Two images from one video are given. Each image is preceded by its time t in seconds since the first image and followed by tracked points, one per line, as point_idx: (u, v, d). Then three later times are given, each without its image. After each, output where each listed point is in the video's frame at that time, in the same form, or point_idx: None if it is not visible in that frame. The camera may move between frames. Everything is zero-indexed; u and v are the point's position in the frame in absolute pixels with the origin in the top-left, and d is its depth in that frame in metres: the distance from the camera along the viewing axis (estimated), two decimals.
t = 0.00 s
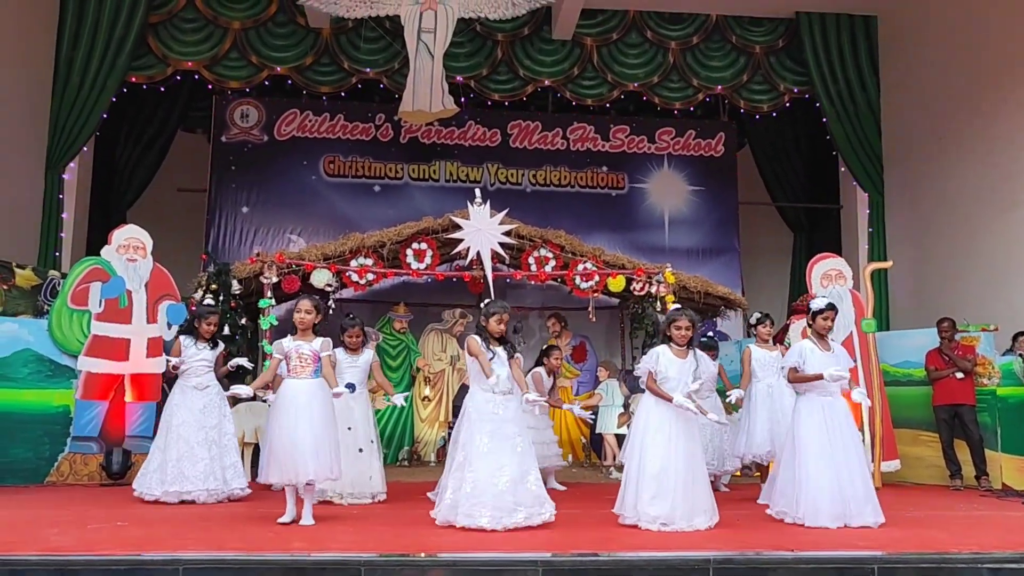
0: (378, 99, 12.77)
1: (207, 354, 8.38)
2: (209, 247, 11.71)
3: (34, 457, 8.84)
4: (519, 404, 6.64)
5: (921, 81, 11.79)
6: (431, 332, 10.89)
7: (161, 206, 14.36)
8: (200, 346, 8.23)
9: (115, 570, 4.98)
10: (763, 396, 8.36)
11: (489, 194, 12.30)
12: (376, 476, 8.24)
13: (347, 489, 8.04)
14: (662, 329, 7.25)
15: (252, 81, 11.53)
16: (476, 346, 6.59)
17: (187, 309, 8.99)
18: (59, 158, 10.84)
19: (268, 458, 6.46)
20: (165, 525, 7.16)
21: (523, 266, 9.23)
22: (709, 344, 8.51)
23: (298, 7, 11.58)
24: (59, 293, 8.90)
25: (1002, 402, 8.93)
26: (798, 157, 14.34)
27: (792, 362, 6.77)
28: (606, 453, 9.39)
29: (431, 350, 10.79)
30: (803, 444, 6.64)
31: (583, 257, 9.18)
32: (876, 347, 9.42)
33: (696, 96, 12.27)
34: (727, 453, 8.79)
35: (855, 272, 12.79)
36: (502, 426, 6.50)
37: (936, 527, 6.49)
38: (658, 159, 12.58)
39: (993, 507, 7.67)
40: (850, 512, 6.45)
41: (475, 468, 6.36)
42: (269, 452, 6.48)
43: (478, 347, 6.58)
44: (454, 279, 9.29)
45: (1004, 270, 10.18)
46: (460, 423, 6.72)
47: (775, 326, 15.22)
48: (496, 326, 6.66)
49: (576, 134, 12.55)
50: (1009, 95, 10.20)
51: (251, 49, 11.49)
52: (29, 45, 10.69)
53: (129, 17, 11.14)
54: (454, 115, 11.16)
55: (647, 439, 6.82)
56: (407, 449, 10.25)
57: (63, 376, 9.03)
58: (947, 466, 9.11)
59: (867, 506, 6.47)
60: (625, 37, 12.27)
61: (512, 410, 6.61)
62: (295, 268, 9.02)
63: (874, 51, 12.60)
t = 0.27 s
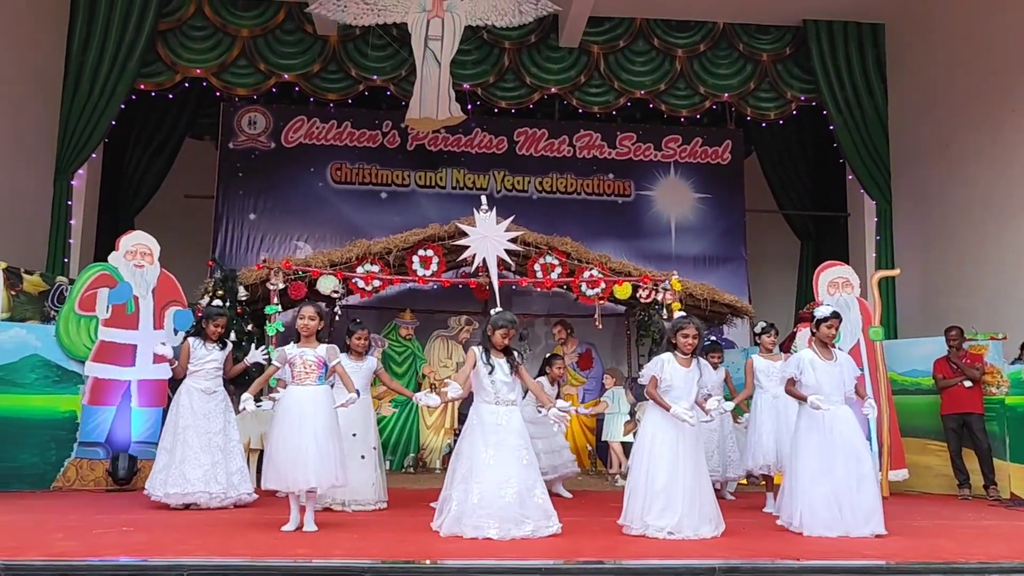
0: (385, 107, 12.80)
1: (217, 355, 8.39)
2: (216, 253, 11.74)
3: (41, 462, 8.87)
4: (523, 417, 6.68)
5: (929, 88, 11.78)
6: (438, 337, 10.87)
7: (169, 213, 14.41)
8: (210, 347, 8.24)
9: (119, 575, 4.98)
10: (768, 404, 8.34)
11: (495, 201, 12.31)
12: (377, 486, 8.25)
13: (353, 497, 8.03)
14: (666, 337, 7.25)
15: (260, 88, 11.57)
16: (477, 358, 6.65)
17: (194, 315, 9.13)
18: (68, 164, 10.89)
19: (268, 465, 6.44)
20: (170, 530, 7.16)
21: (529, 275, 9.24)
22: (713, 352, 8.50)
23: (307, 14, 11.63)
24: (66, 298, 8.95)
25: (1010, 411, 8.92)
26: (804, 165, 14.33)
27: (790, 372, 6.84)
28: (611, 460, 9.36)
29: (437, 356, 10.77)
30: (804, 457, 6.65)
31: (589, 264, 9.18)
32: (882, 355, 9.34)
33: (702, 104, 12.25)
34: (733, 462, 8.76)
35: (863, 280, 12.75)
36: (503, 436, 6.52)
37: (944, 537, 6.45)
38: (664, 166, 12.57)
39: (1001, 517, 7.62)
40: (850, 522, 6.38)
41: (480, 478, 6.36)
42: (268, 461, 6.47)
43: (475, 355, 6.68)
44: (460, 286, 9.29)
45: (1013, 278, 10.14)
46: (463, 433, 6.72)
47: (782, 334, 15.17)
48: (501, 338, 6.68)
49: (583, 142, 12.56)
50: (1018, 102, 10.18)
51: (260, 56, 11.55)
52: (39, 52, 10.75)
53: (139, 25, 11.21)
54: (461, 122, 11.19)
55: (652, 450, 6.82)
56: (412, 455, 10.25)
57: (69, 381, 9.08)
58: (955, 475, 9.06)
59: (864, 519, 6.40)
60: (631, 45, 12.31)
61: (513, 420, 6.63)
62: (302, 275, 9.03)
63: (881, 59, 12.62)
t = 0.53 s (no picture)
0: (384, 112, 12.82)
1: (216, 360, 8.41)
2: (215, 258, 11.73)
3: (39, 467, 8.83)
4: (521, 427, 6.62)
5: (928, 93, 11.79)
6: (436, 343, 10.84)
7: (168, 217, 14.41)
8: (208, 352, 8.25)
9: None
10: (765, 407, 8.35)
11: (495, 206, 12.30)
12: (372, 495, 8.24)
13: (352, 505, 7.99)
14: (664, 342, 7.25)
15: (260, 93, 11.58)
16: (473, 364, 6.65)
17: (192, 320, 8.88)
18: (68, 169, 10.91)
19: (265, 470, 6.46)
20: (168, 536, 7.15)
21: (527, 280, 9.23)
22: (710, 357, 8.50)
23: (306, 20, 11.66)
24: (65, 303, 8.94)
25: (1010, 416, 8.92)
26: (804, 170, 14.34)
27: (787, 375, 6.81)
28: (611, 465, 9.34)
29: (436, 362, 10.75)
30: (803, 463, 6.62)
31: (588, 269, 9.17)
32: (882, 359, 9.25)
33: (701, 108, 12.21)
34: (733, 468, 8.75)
35: (862, 284, 12.74)
36: (499, 443, 6.47)
37: (943, 542, 6.43)
38: (664, 171, 12.58)
39: (1001, 522, 7.61)
40: (849, 529, 6.39)
41: (476, 487, 6.32)
42: (266, 466, 6.51)
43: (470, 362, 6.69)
44: (459, 290, 9.28)
45: (1012, 282, 10.13)
46: (460, 439, 6.71)
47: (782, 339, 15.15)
48: (499, 344, 6.70)
49: (582, 147, 12.56)
50: (1017, 107, 10.19)
51: (259, 61, 11.57)
52: (39, 57, 10.77)
53: (138, 30, 11.24)
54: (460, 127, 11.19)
55: (650, 456, 6.81)
56: (411, 461, 10.23)
57: (68, 386, 9.04)
58: (955, 480, 9.04)
59: (866, 522, 6.39)
60: (631, 50, 12.32)
61: (511, 428, 6.59)
62: (300, 280, 9.00)
63: (880, 64, 12.64)
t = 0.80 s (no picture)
0: (380, 112, 12.81)
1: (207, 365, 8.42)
2: (210, 259, 11.71)
3: (33, 469, 8.84)
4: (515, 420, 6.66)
5: (922, 93, 11.81)
6: (432, 344, 10.80)
7: (163, 219, 14.38)
8: (200, 358, 8.22)
9: None
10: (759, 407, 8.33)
11: (490, 206, 12.30)
12: (369, 491, 8.25)
13: (350, 502, 8.00)
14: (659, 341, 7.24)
15: (254, 94, 11.56)
16: (469, 362, 6.64)
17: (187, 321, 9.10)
18: (61, 171, 10.88)
19: (257, 472, 6.46)
20: (163, 537, 7.14)
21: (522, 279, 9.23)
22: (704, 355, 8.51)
23: (301, 20, 11.65)
24: (59, 305, 8.87)
25: (1004, 415, 8.91)
26: (798, 169, 14.36)
27: (787, 371, 6.76)
28: (607, 465, 9.35)
29: (431, 363, 10.71)
30: (800, 462, 6.61)
31: (583, 269, 9.17)
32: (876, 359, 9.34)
33: (696, 108, 12.27)
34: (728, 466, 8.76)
35: (857, 284, 12.76)
36: (495, 439, 6.48)
37: (937, 540, 6.44)
38: (658, 171, 12.58)
39: (995, 520, 7.62)
40: (850, 527, 6.43)
41: (472, 482, 6.34)
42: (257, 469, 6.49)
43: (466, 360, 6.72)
44: (454, 291, 9.27)
45: (1006, 281, 10.14)
46: (455, 437, 6.72)
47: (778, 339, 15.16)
48: (496, 341, 6.62)
49: (577, 147, 12.56)
50: (1009, 106, 10.21)
51: (254, 62, 11.55)
52: (32, 58, 10.75)
53: (132, 31, 11.22)
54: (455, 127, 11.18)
55: (645, 454, 6.82)
56: (407, 461, 10.21)
57: (62, 388, 9.05)
58: (949, 478, 9.06)
59: (866, 518, 6.43)
60: (625, 50, 12.32)
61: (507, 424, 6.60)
62: (295, 280, 9.03)
63: (874, 64, 12.68)
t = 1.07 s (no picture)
0: (376, 108, 12.80)
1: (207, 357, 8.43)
2: (205, 256, 11.69)
3: (30, 467, 8.84)
4: (513, 413, 6.70)
5: (918, 88, 11.82)
6: (428, 340, 10.76)
7: (159, 216, 14.35)
8: (197, 349, 8.24)
9: None
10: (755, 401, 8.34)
11: (486, 202, 12.28)
12: (365, 489, 8.23)
13: (352, 498, 8.03)
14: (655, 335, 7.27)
15: (250, 90, 11.54)
16: (469, 353, 6.65)
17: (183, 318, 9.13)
18: (56, 169, 10.91)
19: (258, 469, 6.42)
20: (160, 534, 7.14)
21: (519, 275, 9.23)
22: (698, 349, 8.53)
23: (296, 16, 11.62)
24: (54, 302, 8.87)
25: (999, 408, 8.95)
26: (795, 165, 14.37)
27: (793, 367, 6.78)
28: (603, 461, 9.35)
29: (428, 359, 10.67)
30: (798, 452, 6.69)
31: (579, 265, 9.17)
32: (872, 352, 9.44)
33: (692, 103, 12.29)
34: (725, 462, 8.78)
35: (853, 279, 12.78)
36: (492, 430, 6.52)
37: (933, 534, 6.47)
38: (655, 167, 12.58)
39: (991, 514, 7.65)
40: (848, 518, 6.45)
41: (469, 474, 6.39)
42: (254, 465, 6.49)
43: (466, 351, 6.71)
44: (450, 286, 9.24)
45: (1002, 275, 10.16)
46: (453, 431, 6.74)
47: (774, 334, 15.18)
48: (493, 330, 6.66)
49: (573, 143, 12.55)
50: (1005, 100, 10.22)
51: (249, 58, 11.52)
52: (27, 55, 10.71)
53: (127, 28, 11.19)
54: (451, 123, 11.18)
55: (642, 448, 6.85)
56: (405, 457, 10.19)
57: (58, 385, 9.05)
58: (945, 472, 9.08)
59: (867, 509, 6.45)
60: (621, 46, 12.31)
61: (503, 416, 6.64)
62: (292, 277, 9.04)
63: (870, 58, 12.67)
